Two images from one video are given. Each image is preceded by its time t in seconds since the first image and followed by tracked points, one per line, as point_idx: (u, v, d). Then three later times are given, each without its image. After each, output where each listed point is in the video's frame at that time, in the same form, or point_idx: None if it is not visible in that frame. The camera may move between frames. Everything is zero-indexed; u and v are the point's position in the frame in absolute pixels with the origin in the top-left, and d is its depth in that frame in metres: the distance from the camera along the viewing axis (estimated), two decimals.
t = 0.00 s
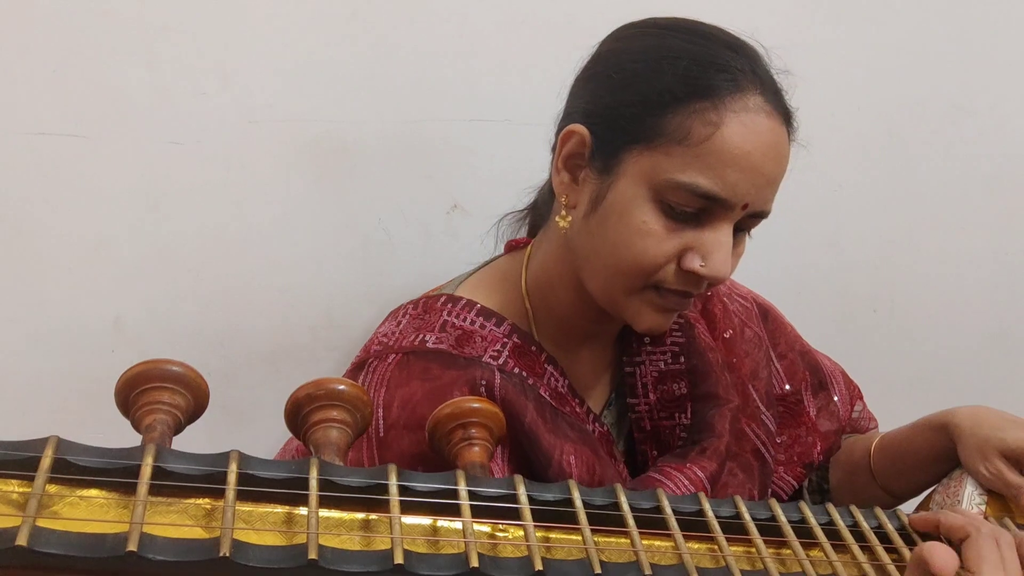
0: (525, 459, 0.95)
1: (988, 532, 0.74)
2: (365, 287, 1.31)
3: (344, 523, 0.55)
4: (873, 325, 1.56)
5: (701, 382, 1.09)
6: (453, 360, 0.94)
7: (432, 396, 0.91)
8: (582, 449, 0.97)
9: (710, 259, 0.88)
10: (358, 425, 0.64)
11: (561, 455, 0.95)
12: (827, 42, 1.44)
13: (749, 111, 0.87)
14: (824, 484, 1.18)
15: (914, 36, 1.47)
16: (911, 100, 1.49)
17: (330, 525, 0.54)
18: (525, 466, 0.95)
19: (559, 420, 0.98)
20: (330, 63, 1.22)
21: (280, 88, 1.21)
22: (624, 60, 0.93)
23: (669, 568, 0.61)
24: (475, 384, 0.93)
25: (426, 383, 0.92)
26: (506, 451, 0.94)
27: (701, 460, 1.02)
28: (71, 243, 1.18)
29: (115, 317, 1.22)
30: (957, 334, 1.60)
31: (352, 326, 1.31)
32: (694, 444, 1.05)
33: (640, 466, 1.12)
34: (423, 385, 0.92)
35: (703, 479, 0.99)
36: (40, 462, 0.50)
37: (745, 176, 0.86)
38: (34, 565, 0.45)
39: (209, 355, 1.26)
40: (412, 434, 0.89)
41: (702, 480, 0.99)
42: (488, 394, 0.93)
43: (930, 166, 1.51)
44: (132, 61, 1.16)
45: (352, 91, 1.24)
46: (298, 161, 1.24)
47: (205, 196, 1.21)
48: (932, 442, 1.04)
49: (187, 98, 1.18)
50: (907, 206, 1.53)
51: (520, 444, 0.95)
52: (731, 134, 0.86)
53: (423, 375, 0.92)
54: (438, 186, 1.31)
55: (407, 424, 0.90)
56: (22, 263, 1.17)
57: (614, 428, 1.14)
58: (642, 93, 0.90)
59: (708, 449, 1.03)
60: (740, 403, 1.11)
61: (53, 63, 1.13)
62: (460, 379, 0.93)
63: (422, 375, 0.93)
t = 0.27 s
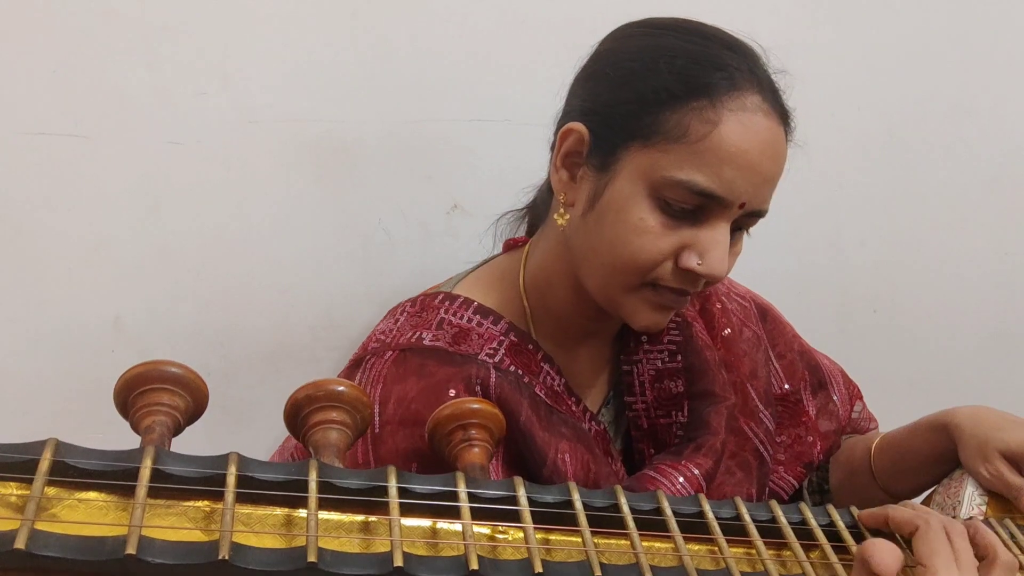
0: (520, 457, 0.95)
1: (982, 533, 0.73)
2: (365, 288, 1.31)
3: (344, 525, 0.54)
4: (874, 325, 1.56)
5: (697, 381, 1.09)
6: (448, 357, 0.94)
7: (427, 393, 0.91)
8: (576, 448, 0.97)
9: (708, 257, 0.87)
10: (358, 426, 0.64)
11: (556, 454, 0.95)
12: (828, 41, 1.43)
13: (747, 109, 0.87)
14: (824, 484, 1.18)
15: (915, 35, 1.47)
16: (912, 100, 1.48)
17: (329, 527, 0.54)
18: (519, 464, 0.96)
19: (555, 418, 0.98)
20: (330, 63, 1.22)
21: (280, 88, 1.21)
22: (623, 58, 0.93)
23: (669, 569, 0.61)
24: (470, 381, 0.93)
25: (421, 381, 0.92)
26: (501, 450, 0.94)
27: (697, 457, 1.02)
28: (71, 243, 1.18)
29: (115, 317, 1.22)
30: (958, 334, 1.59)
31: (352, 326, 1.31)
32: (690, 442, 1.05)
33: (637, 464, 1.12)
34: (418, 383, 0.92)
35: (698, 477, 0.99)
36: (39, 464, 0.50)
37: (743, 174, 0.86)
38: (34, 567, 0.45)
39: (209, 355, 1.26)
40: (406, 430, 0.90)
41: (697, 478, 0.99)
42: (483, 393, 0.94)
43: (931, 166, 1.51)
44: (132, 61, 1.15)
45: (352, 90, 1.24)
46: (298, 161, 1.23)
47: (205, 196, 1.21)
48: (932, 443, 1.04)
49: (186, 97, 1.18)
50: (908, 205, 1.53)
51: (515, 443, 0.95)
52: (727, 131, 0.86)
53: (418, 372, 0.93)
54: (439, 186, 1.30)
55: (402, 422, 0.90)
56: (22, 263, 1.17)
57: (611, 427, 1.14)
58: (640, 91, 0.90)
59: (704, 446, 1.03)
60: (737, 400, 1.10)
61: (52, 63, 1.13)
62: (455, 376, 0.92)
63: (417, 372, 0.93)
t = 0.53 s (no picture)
0: (526, 457, 0.95)
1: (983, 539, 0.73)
2: (365, 288, 1.30)
3: (344, 526, 0.54)
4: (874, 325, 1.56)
5: (701, 382, 1.08)
6: (452, 355, 0.94)
7: (433, 391, 0.91)
8: (581, 446, 0.97)
9: (698, 258, 0.86)
10: (358, 426, 0.64)
11: (561, 452, 0.95)
12: (828, 41, 1.43)
13: (740, 110, 0.87)
14: (826, 485, 1.18)
15: (915, 35, 1.47)
16: (912, 101, 1.48)
17: (329, 529, 0.54)
18: (524, 464, 0.96)
19: (559, 416, 0.98)
20: (330, 63, 1.22)
21: (280, 88, 1.21)
22: (626, 61, 0.94)
23: (669, 571, 0.60)
24: (475, 378, 0.93)
25: (425, 379, 0.92)
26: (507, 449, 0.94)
27: (703, 459, 1.02)
28: (71, 243, 1.18)
29: (115, 317, 1.21)
30: (958, 334, 1.59)
31: (352, 326, 1.31)
32: (696, 443, 1.04)
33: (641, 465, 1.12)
34: (423, 381, 0.92)
35: (704, 478, 0.99)
36: (39, 465, 0.49)
37: (734, 176, 0.84)
38: (34, 569, 0.45)
39: (209, 355, 1.26)
40: (411, 428, 0.89)
41: (703, 479, 0.99)
42: (488, 390, 0.93)
43: (931, 166, 1.51)
44: (132, 60, 1.15)
45: (352, 90, 1.24)
46: (298, 161, 1.23)
47: (205, 196, 1.21)
48: (934, 443, 1.04)
49: (186, 97, 1.18)
50: (908, 205, 1.52)
51: (520, 442, 0.95)
52: (719, 132, 0.85)
53: (423, 370, 0.92)
54: (438, 186, 1.30)
55: (407, 420, 0.90)
56: (22, 263, 1.17)
57: (615, 428, 1.14)
58: (637, 92, 0.91)
59: (709, 447, 1.03)
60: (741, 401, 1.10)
61: (52, 63, 1.13)
62: (460, 374, 0.92)
63: (422, 370, 0.92)
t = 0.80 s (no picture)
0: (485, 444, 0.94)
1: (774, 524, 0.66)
2: (365, 288, 1.30)
3: (344, 527, 0.54)
4: (874, 325, 1.56)
5: (679, 370, 1.08)
6: (422, 341, 0.94)
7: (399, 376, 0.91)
8: (545, 433, 0.95)
9: (629, 223, 0.86)
10: (357, 427, 0.64)
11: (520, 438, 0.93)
12: (828, 41, 1.43)
13: (664, 72, 0.87)
14: (825, 482, 1.17)
15: (915, 35, 1.47)
16: (911, 101, 1.48)
17: (329, 530, 0.54)
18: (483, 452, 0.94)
19: (527, 403, 0.96)
20: (330, 62, 1.22)
21: (280, 87, 1.21)
22: (572, 43, 0.97)
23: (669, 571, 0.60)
24: (440, 365, 0.93)
25: (394, 365, 0.92)
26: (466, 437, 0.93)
27: (670, 445, 1.01)
28: (71, 243, 1.18)
29: (115, 317, 1.21)
30: (958, 335, 1.59)
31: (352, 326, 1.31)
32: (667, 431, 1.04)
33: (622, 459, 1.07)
34: (391, 366, 0.92)
35: (669, 464, 0.99)
36: (38, 467, 0.49)
37: (655, 136, 0.85)
38: (33, 570, 0.45)
39: (209, 355, 1.26)
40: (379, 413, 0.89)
41: (667, 466, 0.98)
42: (453, 377, 0.94)
43: (931, 166, 1.51)
44: (132, 60, 1.15)
45: (352, 90, 1.24)
46: (298, 160, 1.23)
47: (205, 196, 1.21)
48: (933, 443, 1.04)
49: (186, 97, 1.18)
50: (908, 205, 1.52)
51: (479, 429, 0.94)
52: (639, 95, 0.86)
53: (391, 355, 0.93)
54: (438, 186, 1.30)
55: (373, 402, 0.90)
56: (22, 263, 1.17)
57: (597, 421, 1.09)
58: (574, 68, 0.93)
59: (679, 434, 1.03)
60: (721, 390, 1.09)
61: (52, 63, 1.13)
62: (427, 360, 0.93)
63: (391, 356, 0.93)
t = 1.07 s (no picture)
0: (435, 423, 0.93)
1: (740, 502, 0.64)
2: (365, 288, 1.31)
3: (342, 525, 0.55)
4: (873, 325, 1.56)
5: (646, 354, 1.08)
6: (384, 319, 0.95)
7: (354, 350, 0.92)
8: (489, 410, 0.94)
9: (595, 201, 0.87)
10: (357, 426, 0.64)
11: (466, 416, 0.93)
12: (827, 41, 1.43)
13: (616, 54, 0.89)
14: (818, 480, 1.17)
15: (915, 35, 1.47)
16: (909, 101, 1.49)
17: (328, 528, 0.54)
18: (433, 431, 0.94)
19: (479, 383, 0.96)
20: (330, 63, 1.23)
21: (280, 87, 1.21)
22: (528, 33, 0.98)
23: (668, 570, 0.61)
24: (395, 342, 0.93)
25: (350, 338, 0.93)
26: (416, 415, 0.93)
27: (618, 421, 1.00)
28: (71, 244, 1.18)
29: (115, 318, 1.22)
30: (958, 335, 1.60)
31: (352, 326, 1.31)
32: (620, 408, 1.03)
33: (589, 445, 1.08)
34: (347, 339, 0.93)
35: (614, 442, 0.98)
36: (38, 465, 0.50)
37: (613, 114, 0.86)
38: (34, 568, 0.45)
39: (209, 355, 1.26)
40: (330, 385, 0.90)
41: (611, 444, 0.97)
42: (406, 355, 0.94)
43: (930, 166, 1.52)
44: (132, 61, 1.16)
45: (352, 91, 1.24)
46: (298, 161, 1.24)
47: (204, 196, 1.22)
48: (931, 443, 1.04)
49: (186, 97, 1.18)
50: (907, 205, 1.53)
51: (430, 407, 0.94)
52: (594, 76, 0.87)
53: (351, 331, 0.94)
54: (438, 186, 1.31)
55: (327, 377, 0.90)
56: (22, 262, 1.17)
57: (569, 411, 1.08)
58: (530, 58, 0.94)
59: (629, 410, 1.02)
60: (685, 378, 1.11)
61: (52, 63, 1.13)
62: (382, 337, 0.93)
63: (351, 330, 0.94)
